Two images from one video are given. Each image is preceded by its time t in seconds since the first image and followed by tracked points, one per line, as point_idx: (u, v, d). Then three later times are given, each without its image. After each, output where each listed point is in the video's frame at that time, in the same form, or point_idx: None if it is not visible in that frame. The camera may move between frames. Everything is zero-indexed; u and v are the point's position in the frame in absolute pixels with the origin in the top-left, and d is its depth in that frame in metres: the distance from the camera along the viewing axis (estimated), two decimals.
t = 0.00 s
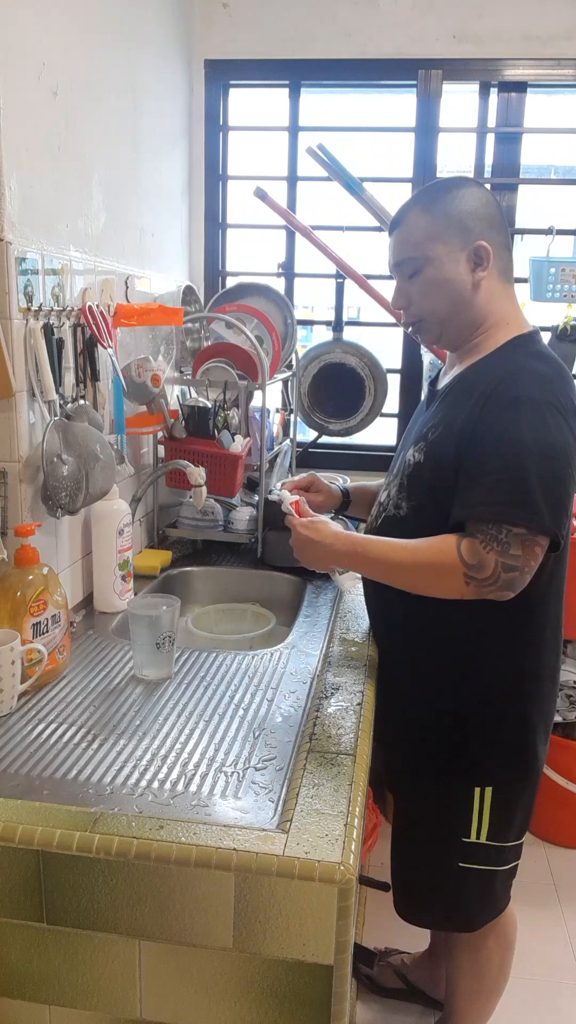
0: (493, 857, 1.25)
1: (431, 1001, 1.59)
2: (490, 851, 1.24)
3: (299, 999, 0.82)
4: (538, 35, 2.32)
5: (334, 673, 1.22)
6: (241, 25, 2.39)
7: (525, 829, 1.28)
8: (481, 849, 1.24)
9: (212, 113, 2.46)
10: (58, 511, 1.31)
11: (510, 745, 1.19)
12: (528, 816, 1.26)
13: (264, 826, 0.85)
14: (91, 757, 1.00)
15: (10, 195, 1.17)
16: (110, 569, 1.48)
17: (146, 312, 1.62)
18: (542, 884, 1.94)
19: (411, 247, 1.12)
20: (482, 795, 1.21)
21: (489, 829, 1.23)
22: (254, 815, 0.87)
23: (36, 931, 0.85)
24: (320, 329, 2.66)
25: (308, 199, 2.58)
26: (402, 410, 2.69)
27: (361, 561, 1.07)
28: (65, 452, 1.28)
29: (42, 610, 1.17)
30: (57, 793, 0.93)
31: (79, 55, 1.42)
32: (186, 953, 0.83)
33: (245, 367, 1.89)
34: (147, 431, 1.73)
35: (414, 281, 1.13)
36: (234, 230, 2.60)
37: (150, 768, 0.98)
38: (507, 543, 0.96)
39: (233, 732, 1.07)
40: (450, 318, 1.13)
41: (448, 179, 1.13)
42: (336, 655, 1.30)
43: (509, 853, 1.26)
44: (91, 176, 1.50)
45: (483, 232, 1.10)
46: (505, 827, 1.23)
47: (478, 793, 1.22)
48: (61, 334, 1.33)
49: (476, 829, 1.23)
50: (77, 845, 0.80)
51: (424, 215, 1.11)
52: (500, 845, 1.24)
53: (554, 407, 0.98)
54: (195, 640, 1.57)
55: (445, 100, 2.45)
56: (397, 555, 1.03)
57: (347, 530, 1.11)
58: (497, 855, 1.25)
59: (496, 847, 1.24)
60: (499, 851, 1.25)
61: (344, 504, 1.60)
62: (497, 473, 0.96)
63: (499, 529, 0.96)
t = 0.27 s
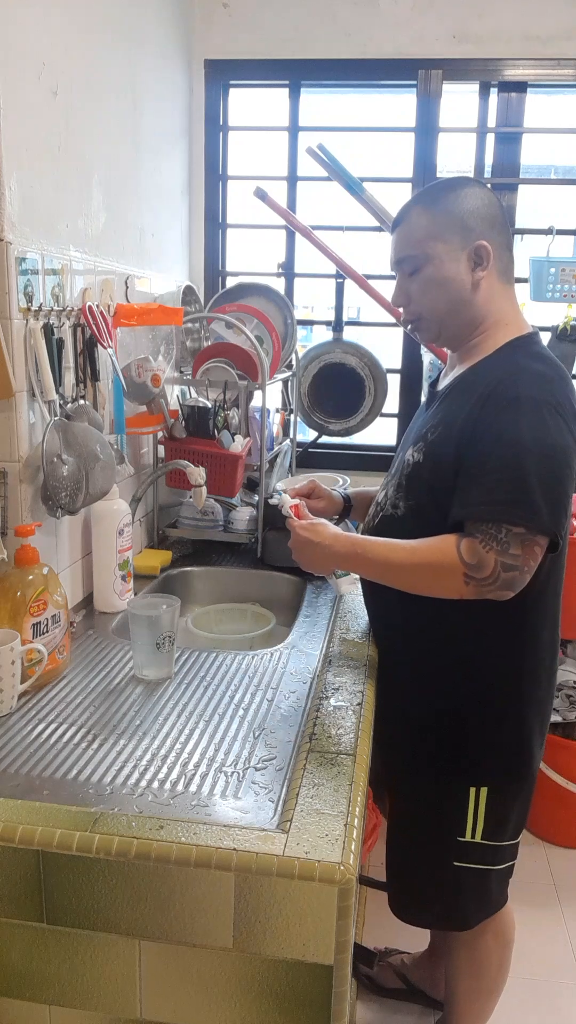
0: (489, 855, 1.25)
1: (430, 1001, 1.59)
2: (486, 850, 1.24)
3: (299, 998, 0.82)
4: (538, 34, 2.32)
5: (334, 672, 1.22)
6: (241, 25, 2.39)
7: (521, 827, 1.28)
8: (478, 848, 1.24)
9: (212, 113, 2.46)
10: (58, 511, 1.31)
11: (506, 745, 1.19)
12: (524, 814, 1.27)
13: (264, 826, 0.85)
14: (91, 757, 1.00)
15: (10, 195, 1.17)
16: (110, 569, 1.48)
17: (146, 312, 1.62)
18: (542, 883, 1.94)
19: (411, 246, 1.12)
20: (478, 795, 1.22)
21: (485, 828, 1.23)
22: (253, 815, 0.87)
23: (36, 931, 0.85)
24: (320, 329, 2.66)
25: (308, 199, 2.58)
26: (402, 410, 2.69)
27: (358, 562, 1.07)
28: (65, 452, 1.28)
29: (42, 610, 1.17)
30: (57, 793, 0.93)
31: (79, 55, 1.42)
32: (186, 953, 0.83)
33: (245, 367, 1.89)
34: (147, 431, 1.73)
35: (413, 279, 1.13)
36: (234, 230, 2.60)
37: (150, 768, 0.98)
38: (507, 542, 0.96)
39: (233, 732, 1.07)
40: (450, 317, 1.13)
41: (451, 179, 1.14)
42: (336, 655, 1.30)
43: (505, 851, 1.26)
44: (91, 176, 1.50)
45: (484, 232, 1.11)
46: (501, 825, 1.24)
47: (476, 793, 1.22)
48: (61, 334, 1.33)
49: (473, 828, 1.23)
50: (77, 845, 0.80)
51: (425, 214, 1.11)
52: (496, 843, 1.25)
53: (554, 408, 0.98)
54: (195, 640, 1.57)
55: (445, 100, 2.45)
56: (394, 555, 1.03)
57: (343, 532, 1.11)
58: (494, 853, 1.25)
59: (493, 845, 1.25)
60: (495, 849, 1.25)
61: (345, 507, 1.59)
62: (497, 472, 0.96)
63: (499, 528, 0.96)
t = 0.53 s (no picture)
0: (488, 854, 1.25)
1: (431, 1001, 1.59)
2: (487, 850, 1.25)
3: (299, 999, 0.82)
4: (538, 34, 2.32)
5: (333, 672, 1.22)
6: (241, 25, 2.39)
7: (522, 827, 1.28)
8: (479, 848, 1.25)
9: (212, 113, 2.46)
10: (58, 511, 1.31)
11: (506, 746, 1.19)
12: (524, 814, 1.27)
13: (264, 826, 0.85)
14: (91, 757, 1.00)
15: (10, 195, 1.17)
16: (110, 569, 1.48)
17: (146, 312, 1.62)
18: (542, 883, 1.94)
19: (410, 245, 1.12)
20: (478, 795, 1.22)
21: (486, 828, 1.24)
22: (254, 815, 0.87)
23: (36, 931, 0.85)
24: (320, 329, 2.66)
25: (308, 199, 2.58)
26: (402, 410, 2.69)
27: (356, 562, 1.07)
28: (65, 452, 1.28)
29: (42, 610, 1.17)
30: (57, 793, 0.93)
31: (79, 55, 1.42)
32: (186, 953, 0.83)
33: (245, 367, 1.89)
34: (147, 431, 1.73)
35: (412, 279, 1.13)
36: (235, 230, 2.60)
37: (150, 768, 0.98)
38: (502, 541, 0.96)
39: (233, 732, 1.07)
40: (449, 317, 1.13)
41: (452, 179, 1.14)
42: (336, 655, 1.30)
43: (505, 849, 1.26)
44: (91, 176, 1.50)
45: (484, 232, 1.11)
46: (501, 824, 1.24)
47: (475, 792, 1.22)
48: (61, 334, 1.33)
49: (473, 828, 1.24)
50: (78, 845, 0.80)
51: (425, 213, 1.11)
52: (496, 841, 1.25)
53: (550, 408, 0.98)
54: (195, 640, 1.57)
55: (445, 100, 2.45)
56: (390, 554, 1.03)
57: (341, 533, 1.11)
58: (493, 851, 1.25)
59: (492, 844, 1.25)
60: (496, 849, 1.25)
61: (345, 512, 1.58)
62: (492, 470, 0.96)
63: (495, 527, 0.96)
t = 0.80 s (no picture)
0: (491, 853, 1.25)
1: (431, 1001, 1.59)
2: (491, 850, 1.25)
3: (299, 999, 0.82)
4: (538, 34, 2.32)
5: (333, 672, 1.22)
6: (241, 24, 2.39)
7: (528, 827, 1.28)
8: (483, 848, 1.25)
9: (212, 113, 2.46)
10: (58, 511, 1.31)
11: (506, 745, 1.19)
12: (528, 814, 1.27)
13: (264, 826, 0.85)
14: (91, 757, 1.00)
15: (10, 195, 1.17)
16: (110, 570, 1.48)
17: (146, 312, 1.62)
18: (542, 883, 1.94)
19: (401, 245, 1.12)
20: (483, 796, 1.22)
21: (489, 828, 1.24)
22: (253, 816, 0.87)
23: (36, 931, 0.85)
24: (320, 329, 2.66)
25: (308, 199, 2.58)
26: (402, 410, 2.69)
27: (360, 575, 1.02)
28: (65, 452, 1.29)
29: (42, 610, 1.17)
30: (57, 793, 0.93)
31: (79, 55, 1.42)
32: (186, 953, 0.83)
33: (245, 367, 1.89)
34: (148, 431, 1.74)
35: (404, 279, 1.13)
36: (234, 230, 2.60)
37: (150, 768, 0.98)
38: (514, 539, 0.96)
39: (233, 732, 1.07)
40: (441, 317, 1.13)
41: (442, 179, 1.14)
42: (336, 655, 1.30)
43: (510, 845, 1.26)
44: (91, 176, 1.50)
45: (475, 232, 1.11)
46: (504, 822, 1.24)
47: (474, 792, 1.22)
48: (61, 334, 1.33)
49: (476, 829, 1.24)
50: (77, 845, 0.80)
51: (415, 213, 1.11)
52: (500, 840, 1.25)
53: (548, 406, 0.98)
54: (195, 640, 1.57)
55: (445, 100, 2.45)
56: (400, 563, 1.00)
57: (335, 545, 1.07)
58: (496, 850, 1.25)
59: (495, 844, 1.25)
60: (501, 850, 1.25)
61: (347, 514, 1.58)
62: (489, 471, 0.96)
63: (505, 526, 0.95)
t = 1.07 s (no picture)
0: (490, 854, 1.24)
1: (432, 1001, 1.59)
2: (488, 854, 1.24)
3: (298, 999, 0.82)
4: (537, 35, 2.32)
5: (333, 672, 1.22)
6: (241, 24, 2.39)
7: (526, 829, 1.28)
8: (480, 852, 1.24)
9: (212, 113, 2.46)
10: (58, 511, 1.31)
11: (504, 746, 1.19)
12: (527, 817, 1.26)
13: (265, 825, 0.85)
14: (91, 757, 1.00)
15: (10, 195, 1.17)
16: (109, 570, 1.48)
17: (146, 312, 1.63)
18: (542, 883, 1.94)
19: (401, 242, 1.11)
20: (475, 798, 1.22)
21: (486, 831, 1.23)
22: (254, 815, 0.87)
23: (36, 931, 0.85)
24: (320, 329, 2.66)
25: (308, 199, 2.58)
26: (402, 410, 2.69)
27: (373, 613, 0.93)
28: (65, 452, 1.29)
29: (43, 610, 1.17)
30: (57, 793, 0.93)
31: (79, 55, 1.42)
32: (185, 953, 0.83)
33: (245, 367, 1.89)
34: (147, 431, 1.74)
35: (404, 276, 1.12)
36: (234, 230, 2.60)
37: (149, 768, 0.98)
38: (529, 540, 0.93)
39: (233, 732, 1.07)
40: (441, 315, 1.13)
41: (439, 175, 1.13)
42: (335, 654, 1.30)
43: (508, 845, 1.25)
44: (91, 176, 1.50)
45: (476, 229, 1.11)
46: (503, 823, 1.23)
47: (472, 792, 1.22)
48: (61, 334, 1.33)
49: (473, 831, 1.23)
50: (77, 845, 0.80)
51: (415, 209, 1.10)
52: (498, 840, 1.24)
53: (545, 407, 0.98)
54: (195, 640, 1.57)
55: (445, 100, 2.45)
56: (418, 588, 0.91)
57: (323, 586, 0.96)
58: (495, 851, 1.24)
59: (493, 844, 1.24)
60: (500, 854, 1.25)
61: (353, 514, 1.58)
62: (494, 476, 0.95)
63: (518, 529, 0.93)
